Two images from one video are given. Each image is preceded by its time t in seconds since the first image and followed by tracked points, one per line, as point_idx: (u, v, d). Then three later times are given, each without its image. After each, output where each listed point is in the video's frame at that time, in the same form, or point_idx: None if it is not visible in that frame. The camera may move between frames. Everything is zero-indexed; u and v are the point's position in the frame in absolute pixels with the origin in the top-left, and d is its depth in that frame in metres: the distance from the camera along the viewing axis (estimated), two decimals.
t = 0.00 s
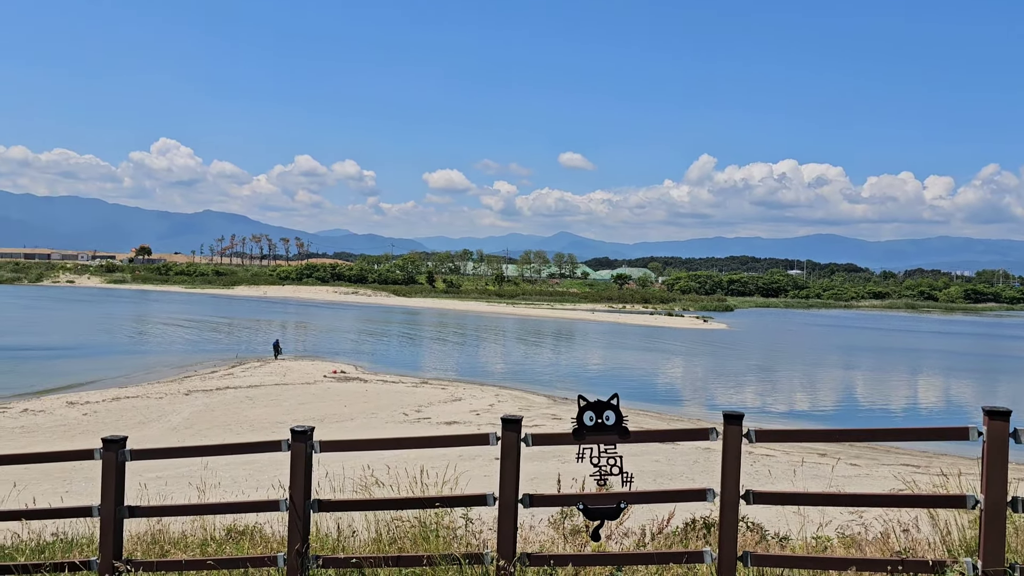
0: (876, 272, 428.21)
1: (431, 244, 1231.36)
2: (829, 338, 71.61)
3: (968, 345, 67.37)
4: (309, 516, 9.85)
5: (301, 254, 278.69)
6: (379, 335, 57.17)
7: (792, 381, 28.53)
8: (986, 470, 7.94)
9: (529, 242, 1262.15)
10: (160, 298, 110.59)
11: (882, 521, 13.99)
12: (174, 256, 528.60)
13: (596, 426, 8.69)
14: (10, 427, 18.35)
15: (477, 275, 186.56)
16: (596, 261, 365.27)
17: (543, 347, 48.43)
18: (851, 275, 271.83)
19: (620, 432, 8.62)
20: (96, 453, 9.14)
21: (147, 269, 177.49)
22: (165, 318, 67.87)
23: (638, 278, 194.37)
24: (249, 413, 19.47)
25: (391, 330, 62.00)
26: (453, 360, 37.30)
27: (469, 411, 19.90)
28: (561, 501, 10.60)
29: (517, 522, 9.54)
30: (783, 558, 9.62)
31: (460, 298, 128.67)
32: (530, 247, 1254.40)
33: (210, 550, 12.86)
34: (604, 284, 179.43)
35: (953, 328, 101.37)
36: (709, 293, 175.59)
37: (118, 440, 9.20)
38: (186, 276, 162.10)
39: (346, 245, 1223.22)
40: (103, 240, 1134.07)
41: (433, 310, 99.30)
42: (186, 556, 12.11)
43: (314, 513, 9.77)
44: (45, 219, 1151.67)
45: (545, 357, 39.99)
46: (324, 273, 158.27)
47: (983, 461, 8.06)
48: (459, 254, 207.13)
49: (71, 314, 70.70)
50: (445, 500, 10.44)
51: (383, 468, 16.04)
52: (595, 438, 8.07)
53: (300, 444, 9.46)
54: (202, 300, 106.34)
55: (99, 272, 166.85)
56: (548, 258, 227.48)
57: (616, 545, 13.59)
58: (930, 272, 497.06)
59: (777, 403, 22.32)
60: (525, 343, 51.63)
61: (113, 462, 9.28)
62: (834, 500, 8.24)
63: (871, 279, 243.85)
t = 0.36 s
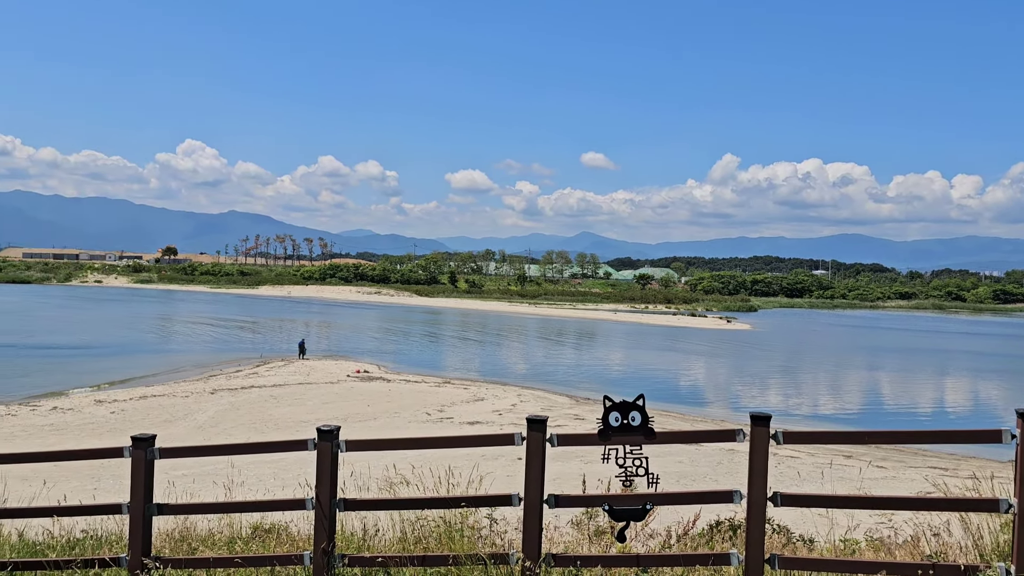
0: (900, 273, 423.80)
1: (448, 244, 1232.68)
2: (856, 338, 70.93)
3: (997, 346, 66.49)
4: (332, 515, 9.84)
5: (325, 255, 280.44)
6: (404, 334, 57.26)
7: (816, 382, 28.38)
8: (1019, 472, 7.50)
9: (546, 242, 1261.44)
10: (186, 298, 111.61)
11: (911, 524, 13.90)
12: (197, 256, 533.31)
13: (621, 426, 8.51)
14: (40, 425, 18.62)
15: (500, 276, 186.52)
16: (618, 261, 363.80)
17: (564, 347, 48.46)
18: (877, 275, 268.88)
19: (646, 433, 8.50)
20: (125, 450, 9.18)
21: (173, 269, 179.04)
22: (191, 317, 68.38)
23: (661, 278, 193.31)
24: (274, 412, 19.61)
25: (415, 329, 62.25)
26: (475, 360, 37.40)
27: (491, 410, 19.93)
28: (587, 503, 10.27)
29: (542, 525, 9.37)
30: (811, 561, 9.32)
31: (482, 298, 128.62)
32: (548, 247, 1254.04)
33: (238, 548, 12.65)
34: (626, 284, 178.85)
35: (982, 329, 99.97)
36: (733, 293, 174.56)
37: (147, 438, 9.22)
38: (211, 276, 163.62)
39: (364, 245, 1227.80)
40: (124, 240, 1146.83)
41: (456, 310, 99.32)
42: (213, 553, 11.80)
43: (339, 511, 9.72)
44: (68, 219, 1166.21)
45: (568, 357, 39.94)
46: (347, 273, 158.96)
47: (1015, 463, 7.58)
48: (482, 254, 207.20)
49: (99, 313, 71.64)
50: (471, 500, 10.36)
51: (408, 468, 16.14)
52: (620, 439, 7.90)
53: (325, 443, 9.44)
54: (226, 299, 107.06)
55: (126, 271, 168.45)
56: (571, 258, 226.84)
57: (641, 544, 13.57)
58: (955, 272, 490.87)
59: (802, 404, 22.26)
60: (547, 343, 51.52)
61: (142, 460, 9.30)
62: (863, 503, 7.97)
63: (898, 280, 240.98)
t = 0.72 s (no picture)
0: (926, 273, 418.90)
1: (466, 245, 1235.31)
2: (885, 340, 70.13)
3: None
4: (360, 515, 9.77)
5: (349, 257, 282.91)
6: (427, 335, 57.35)
7: (842, 384, 28.12)
8: None
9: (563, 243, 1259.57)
10: (212, 299, 112.94)
11: (943, 529, 13.75)
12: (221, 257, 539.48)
13: (648, 429, 8.27)
14: (69, 424, 18.92)
15: (523, 277, 186.39)
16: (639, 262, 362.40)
17: (587, 349, 48.36)
18: (903, 276, 265.78)
19: (674, 436, 8.19)
20: (154, 449, 9.12)
21: (199, 270, 180.90)
22: (216, 317, 69.08)
23: (684, 279, 192.14)
24: (298, 412, 19.76)
25: (439, 330, 62.58)
26: (497, 361, 37.43)
27: (514, 411, 19.95)
28: (617, 506, 9.76)
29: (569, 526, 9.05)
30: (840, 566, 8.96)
31: (506, 299, 128.66)
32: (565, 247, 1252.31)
33: (265, 547, 12.50)
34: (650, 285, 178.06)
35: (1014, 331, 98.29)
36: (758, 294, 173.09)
37: (176, 436, 9.16)
38: (235, 277, 165.51)
39: (382, 246, 1232.57)
40: (146, 241, 1159.58)
41: (478, 311, 99.48)
42: (242, 552, 11.59)
43: (366, 511, 9.64)
44: (91, 221, 1182.15)
45: (590, 359, 39.87)
46: (371, 274, 159.82)
47: None
48: (505, 255, 207.40)
49: (127, 314, 72.63)
50: (498, 500, 10.30)
51: (432, 469, 16.18)
52: (650, 441, 7.67)
53: (352, 443, 9.38)
54: (252, 301, 108.04)
55: (153, 272, 170.61)
56: (594, 259, 226.25)
57: (667, 548, 13.50)
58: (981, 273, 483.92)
59: (828, 407, 22.10)
60: (570, 345, 51.47)
61: (171, 459, 9.22)
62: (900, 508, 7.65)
63: (925, 281, 237.95)
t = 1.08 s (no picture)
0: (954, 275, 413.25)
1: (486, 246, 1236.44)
2: (915, 343, 69.33)
3: None
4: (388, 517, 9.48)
5: (375, 259, 284.61)
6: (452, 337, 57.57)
7: (869, 388, 27.86)
8: None
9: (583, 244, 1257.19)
10: (239, 301, 113.90)
11: (975, 536, 13.61)
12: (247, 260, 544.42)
13: (675, 432, 7.92)
14: (99, 424, 19.16)
15: (547, 279, 186.36)
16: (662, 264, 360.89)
17: (612, 351, 48.35)
18: (932, 279, 262.30)
19: (702, 439, 7.84)
20: (183, 449, 8.77)
21: (226, 272, 182.73)
22: (243, 319, 69.77)
23: (710, 282, 190.94)
24: (323, 414, 19.89)
25: (463, 332, 62.81)
26: (522, 363, 37.50)
27: (538, 413, 19.96)
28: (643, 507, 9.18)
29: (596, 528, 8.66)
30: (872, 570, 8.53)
31: (531, 302, 128.77)
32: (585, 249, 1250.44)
33: (293, 548, 11.97)
34: (675, 288, 177.15)
35: None
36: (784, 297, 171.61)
37: (207, 436, 8.82)
38: (261, 279, 167.29)
39: (402, 247, 1237.05)
40: (170, 243, 1172.92)
41: (502, 314, 99.58)
42: (271, 552, 11.38)
43: (393, 513, 9.31)
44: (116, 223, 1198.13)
45: (615, 361, 39.79)
46: (396, 277, 160.63)
47: None
48: (529, 257, 207.52)
49: (156, 315, 73.51)
50: (526, 503, 10.03)
51: (458, 470, 16.26)
52: (678, 447, 7.39)
53: (380, 445, 9.09)
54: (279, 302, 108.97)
55: (181, 275, 172.74)
56: (618, 261, 225.57)
57: (694, 552, 13.44)
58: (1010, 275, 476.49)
59: (855, 411, 21.91)
60: (594, 347, 51.47)
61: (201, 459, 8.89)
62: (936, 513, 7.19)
63: (954, 284, 234.71)
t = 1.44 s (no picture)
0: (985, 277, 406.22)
1: (507, 248, 1236.12)
2: (947, 347, 68.30)
3: None
4: (416, 519, 9.26)
5: (401, 261, 285.89)
6: (478, 340, 57.67)
7: (900, 392, 27.52)
8: None
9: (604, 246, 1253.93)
10: (267, 303, 114.83)
11: (1010, 543, 13.42)
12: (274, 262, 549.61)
13: (705, 436, 7.69)
14: (132, 425, 19.47)
15: (573, 282, 185.87)
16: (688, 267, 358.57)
17: (638, 354, 48.22)
18: (964, 281, 258.03)
19: (732, 444, 7.61)
20: (215, 450, 8.69)
21: (254, 275, 184.42)
22: (270, 322, 70.45)
23: (737, 285, 189.40)
24: (350, 416, 20.01)
25: (490, 335, 62.93)
26: (547, 366, 37.54)
27: (564, 417, 19.96)
28: (673, 511, 8.91)
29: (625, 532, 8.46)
30: None
31: (557, 305, 128.59)
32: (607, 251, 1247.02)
33: (322, 548, 11.73)
34: (701, 290, 176.02)
35: None
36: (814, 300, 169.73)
37: (236, 438, 8.71)
38: (289, 281, 168.78)
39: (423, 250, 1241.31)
40: (195, 245, 1187.07)
41: (528, 317, 99.50)
42: (299, 553, 11.25)
43: (421, 516, 9.11)
44: (143, 225, 1215.53)
45: (641, 365, 39.67)
46: (422, 279, 161.31)
47: None
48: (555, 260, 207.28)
49: (187, 318, 74.52)
50: (555, 506, 9.82)
51: (486, 473, 16.26)
52: (706, 453, 7.23)
53: (409, 447, 8.94)
54: (307, 305, 109.78)
55: (211, 278, 174.83)
56: (644, 264, 224.42)
57: (725, 556, 13.33)
58: None
59: (885, 416, 21.70)
60: (620, 351, 51.26)
61: (232, 460, 8.81)
62: (975, 521, 6.90)
63: (987, 287, 230.58)
